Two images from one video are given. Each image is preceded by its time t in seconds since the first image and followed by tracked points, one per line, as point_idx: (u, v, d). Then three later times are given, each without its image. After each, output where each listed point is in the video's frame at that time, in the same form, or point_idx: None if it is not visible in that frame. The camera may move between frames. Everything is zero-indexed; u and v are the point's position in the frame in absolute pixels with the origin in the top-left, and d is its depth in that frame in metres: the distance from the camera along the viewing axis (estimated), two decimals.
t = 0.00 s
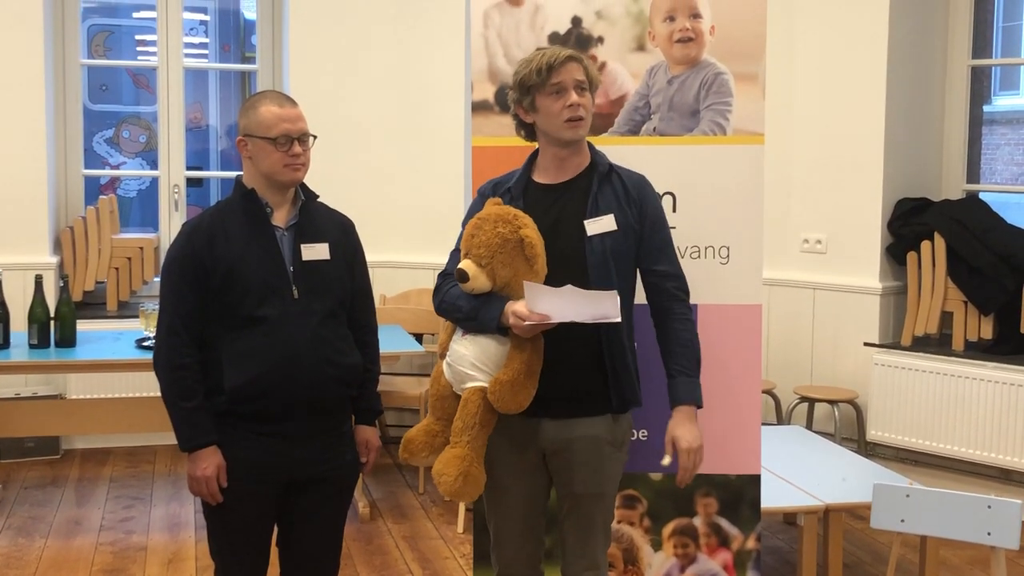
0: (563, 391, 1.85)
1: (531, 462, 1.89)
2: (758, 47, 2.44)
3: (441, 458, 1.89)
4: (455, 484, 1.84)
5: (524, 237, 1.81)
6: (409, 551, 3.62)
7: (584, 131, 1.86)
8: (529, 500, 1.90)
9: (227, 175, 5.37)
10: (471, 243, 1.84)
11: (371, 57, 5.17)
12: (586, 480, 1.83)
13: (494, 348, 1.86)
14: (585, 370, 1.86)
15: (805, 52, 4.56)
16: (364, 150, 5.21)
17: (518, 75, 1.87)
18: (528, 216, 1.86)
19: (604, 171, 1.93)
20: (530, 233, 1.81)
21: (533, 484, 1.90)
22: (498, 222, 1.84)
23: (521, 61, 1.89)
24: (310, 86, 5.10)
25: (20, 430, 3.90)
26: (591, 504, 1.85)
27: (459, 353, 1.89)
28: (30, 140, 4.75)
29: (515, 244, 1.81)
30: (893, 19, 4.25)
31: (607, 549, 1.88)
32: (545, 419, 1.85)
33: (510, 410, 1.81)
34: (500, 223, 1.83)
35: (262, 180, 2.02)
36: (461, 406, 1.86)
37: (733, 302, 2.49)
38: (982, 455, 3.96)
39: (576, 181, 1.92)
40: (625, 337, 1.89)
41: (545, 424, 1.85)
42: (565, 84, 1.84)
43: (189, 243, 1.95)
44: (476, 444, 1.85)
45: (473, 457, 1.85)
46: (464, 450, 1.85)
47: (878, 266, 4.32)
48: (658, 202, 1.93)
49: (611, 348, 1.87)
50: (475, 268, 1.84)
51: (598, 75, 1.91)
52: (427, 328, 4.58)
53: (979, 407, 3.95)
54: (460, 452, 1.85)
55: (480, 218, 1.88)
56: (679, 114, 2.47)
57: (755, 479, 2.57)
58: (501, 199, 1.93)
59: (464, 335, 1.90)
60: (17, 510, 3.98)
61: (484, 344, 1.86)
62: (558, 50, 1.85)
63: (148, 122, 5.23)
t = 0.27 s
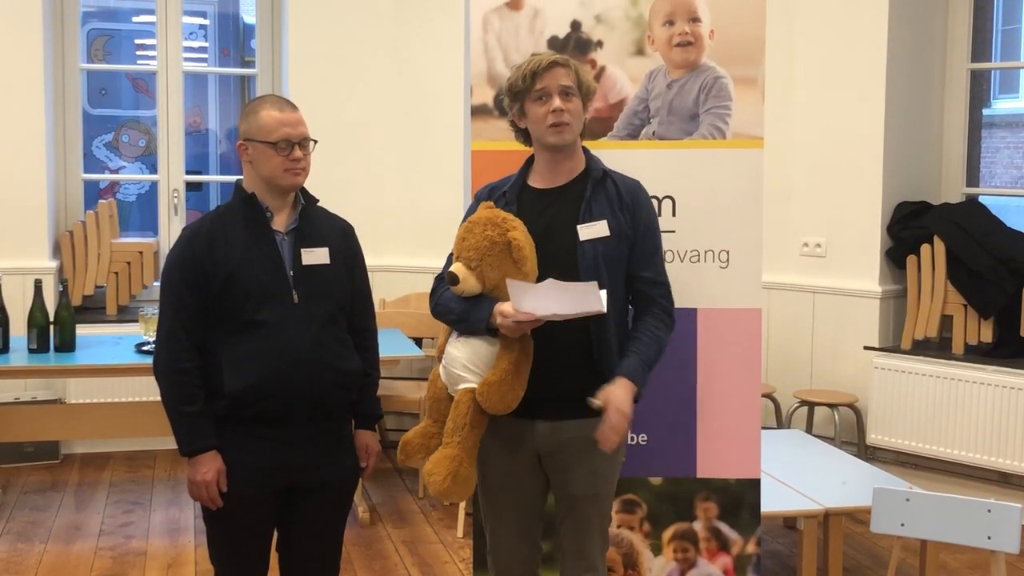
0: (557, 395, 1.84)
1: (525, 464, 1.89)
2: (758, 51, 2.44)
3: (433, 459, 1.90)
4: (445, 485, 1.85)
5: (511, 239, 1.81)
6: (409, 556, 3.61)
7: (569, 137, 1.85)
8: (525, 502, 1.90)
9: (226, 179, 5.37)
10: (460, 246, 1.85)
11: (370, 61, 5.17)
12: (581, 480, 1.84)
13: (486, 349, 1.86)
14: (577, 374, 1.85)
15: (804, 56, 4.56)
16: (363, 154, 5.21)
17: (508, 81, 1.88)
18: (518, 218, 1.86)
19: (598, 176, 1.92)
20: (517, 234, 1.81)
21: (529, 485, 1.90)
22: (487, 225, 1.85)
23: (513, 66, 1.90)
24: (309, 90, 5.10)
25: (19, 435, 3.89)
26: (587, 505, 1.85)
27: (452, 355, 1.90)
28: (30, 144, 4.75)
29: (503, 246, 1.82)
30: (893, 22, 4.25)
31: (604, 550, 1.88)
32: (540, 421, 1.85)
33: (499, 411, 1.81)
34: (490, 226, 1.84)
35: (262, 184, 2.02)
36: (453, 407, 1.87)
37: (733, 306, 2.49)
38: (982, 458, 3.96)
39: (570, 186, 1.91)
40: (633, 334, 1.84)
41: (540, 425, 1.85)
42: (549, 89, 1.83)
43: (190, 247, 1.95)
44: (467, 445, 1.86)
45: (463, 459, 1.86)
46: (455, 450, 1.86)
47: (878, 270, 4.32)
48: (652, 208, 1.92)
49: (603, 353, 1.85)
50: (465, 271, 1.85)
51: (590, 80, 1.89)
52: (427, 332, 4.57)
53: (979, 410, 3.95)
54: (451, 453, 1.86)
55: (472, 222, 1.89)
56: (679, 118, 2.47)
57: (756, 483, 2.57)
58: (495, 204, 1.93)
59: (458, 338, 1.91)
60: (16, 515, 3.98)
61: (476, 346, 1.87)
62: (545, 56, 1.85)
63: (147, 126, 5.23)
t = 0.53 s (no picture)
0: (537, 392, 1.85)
1: (512, 463, 1.88)
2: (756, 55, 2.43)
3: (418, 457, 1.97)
4: (428, 484, 1.92)
5: (489, 241, 1.84)
6: (408, 560, 3.61)
7: (550, 146, 1.86)
8: (514, 502, 1.90)
9: (225, 183, 5.37)
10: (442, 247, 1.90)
11: (369, 64, 5.18)
12: (566, 479, 1.84)
13: (468, 349, 1.90)
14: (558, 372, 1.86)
15: (802, 59, 4.57)
16: (363, 158, 5.21)
17: (490, 91, 1.91)
18: (500, 220, 1.89)
19: (580, 178, 1.93)
20: (495, 236, 1.84)
21: (517, 485, 1.90)
22: (468, 226, 1.88)
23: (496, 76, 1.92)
24: (308, 94, 5.11)
25: (18, 439, 3.89)
26: (573, 504, 1.85)
27: (438, 354, 1.94)
28: (28, 148, 4.76)
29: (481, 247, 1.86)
30: (891, 25, 4.25)
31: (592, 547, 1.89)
32: (524, 417, 1.86)
33: (480, 410, 1.86)
34: (470, 227, 1.87)
35: (260, 188, 2.03)
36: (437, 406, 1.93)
37: (731, 310, 2.49)
38: (981, 461, 3.96)
39: (552, 188, 1.93)
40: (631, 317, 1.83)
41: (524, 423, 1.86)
42: (528, 101, 1.85)
43: (188, 252, 1.95)
44: (451, 443, 1.93)
45: (446, 458, 1.93)
46: (439, 448, 1.93)
47: (876, 273, 4.32)
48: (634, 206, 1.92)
49: (582, 353, 1.84)
50: (448, 271, 1.89)
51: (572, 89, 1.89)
52: (425, 335, 4.57)
53: (978, 412, 3.95)
54: (435, 451, 1.93)
55: (455, 223, 1.92)
56: (677, 122, 2.47)
57: (754, 487, 2.56)
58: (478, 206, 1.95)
59: (444, 337, 1.95)
60: (16, 519, 3.98)
61: (460, 345, 1.91)
62: (524, 67, 1.86)
63: (146, 130, 5.23)
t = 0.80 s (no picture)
0: (519, 394, 1.86)
1: (503, 463, 1.90)
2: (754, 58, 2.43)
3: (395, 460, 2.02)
4: (398, 489, 1.98)
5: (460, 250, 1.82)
6: (407, 563, 3.61)
7: (519, 139, 1.85)
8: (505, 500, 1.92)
9: (224, 187, 5.38)
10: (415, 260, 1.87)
11: (368, 68, 5.19)
12: (549, 478, 1.84)
13: (445, 358, 1.93)
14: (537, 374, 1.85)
15: (801, 62, 4.57)
16: (362, 161, 5.22)
17: (461, 94, 1.93)
18: (471, 230, 1.87)
19: (555, 182, 1.91)
20: (465, 245, 1.82)
21: (508, 484, 1.91)
22: (440, 237, 1.86)
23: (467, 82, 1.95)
24: (307, 98, 5.11)
25: (17, 443, 3.89)
26: (559, 504, 1.84)
27: (419, 361, 1.97)
28: (28, 152, 4.77)
29: (451, 258, 1.83)
30: (889, 28, 4.26)
31: (581, 549, 1.87)
32: (511, 418, 1.86)
33: (452, 418, 1.90)
34: (442, 238, 1.86)
35: (257, 192, 2.03)
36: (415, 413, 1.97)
37: (729, 313, 2.49)
38: (980, 464, 3.96)
39: (528, 194, 1.93)
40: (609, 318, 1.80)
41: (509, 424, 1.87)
42: (496, 95, 1.86)
43: (186, 256, 1.95)
44: (426, 449, 1.97)
45: (419, 463, 1.97)
46: (412, 454, 1.97)
47: (875, 276, 4.32)
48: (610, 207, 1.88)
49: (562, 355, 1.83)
50: (422, 283, 1.85)
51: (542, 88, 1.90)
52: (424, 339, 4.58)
53: (977, 415, 3.95)
54: (408, 457, 1.98)
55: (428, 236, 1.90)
56: (675, 125, 2.46)
57: (753, 491, 2.56)
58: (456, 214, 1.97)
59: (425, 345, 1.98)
60: (15, 523, 3.98)
61: (437, 354, 1.93)
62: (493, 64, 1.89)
63: (146, 134, 5.24)
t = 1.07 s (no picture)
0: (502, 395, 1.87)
1: (494, 465, 1.91)
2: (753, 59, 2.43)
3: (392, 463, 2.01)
4: (402, 493, 1.95)
5: (441, 250, 1.85)
6: (406, 564, 3.61)
7: (506, 142, 1.86)
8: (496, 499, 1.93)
9: (224, 188, 5.38)
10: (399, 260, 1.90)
11: (368, 70, 5.19)
12: (536, 480, 1.84)
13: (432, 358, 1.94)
14: (520, 373, 1.87)
15: (800, 63, 4.57)
16: (362, 163, 5.22)
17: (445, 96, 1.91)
18: (454, 228, 1.89)
19: (538, 182, 1.92)
20: (446, 244, 1.84)
21: (502, 485, 1.92)
22: (423, 236, 1.89)
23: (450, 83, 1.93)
24: (307, 99, 5.11)
25: (16, 445, 3.88)
26: (547, 505, 1.85)
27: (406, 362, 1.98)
28: (27, 154, 4.77)
29: (434, 257, 1.86)
30: (888, 30, 4.26)
31: (571, 551, 1.86)
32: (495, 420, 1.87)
33: (445, 416, 1.91)
34: (424, 238, 1.88)
35: (256, 194, 2.03)
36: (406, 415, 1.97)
37: (729, 315, 2.49)
38: (980, 465, 3.95)
39: (512, 194, 1.94)
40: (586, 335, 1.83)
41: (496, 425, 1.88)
42: (482, 98, 1.85)
43: (185, 258, 1.95)
44: (421, 451, 1.96)
45: (417, 464, 1.96)
46: (409, 457, 1.97)
47: (875, 277, 4.32)
48: (592, 207, 1.87)
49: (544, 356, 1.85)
50: (406, 282, 1.89)
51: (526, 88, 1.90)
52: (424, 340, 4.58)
53: (977, 416, 3.95)
54: (406, 459, 1.97)
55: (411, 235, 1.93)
56: (674, 126, 2.46)
57: (752, 492, 2.55)
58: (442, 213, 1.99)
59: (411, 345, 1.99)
60: (14, 525, 3.98)
61: (423, 354, 1.94)
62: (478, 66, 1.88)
63: (145, 136, 5.25)
